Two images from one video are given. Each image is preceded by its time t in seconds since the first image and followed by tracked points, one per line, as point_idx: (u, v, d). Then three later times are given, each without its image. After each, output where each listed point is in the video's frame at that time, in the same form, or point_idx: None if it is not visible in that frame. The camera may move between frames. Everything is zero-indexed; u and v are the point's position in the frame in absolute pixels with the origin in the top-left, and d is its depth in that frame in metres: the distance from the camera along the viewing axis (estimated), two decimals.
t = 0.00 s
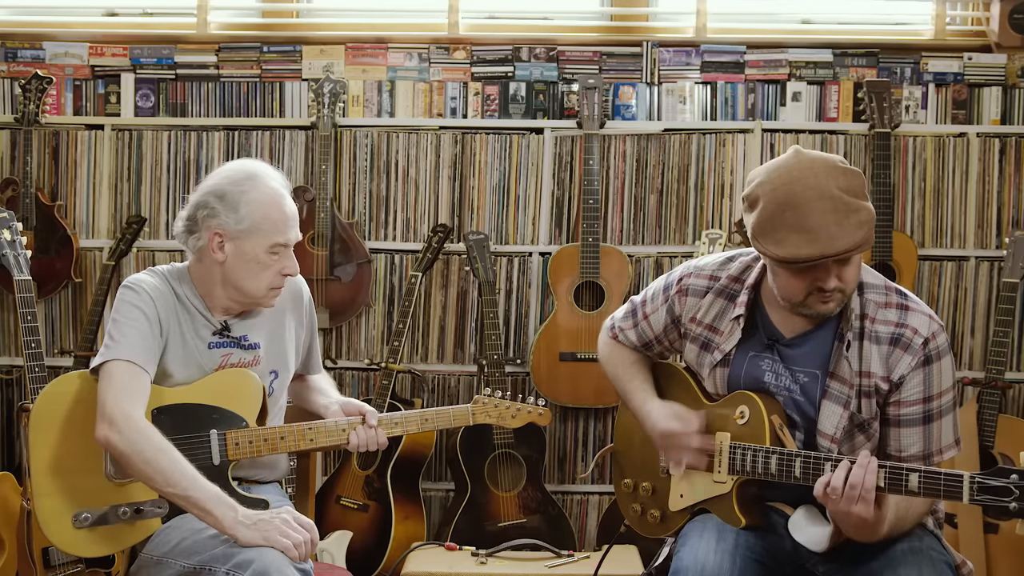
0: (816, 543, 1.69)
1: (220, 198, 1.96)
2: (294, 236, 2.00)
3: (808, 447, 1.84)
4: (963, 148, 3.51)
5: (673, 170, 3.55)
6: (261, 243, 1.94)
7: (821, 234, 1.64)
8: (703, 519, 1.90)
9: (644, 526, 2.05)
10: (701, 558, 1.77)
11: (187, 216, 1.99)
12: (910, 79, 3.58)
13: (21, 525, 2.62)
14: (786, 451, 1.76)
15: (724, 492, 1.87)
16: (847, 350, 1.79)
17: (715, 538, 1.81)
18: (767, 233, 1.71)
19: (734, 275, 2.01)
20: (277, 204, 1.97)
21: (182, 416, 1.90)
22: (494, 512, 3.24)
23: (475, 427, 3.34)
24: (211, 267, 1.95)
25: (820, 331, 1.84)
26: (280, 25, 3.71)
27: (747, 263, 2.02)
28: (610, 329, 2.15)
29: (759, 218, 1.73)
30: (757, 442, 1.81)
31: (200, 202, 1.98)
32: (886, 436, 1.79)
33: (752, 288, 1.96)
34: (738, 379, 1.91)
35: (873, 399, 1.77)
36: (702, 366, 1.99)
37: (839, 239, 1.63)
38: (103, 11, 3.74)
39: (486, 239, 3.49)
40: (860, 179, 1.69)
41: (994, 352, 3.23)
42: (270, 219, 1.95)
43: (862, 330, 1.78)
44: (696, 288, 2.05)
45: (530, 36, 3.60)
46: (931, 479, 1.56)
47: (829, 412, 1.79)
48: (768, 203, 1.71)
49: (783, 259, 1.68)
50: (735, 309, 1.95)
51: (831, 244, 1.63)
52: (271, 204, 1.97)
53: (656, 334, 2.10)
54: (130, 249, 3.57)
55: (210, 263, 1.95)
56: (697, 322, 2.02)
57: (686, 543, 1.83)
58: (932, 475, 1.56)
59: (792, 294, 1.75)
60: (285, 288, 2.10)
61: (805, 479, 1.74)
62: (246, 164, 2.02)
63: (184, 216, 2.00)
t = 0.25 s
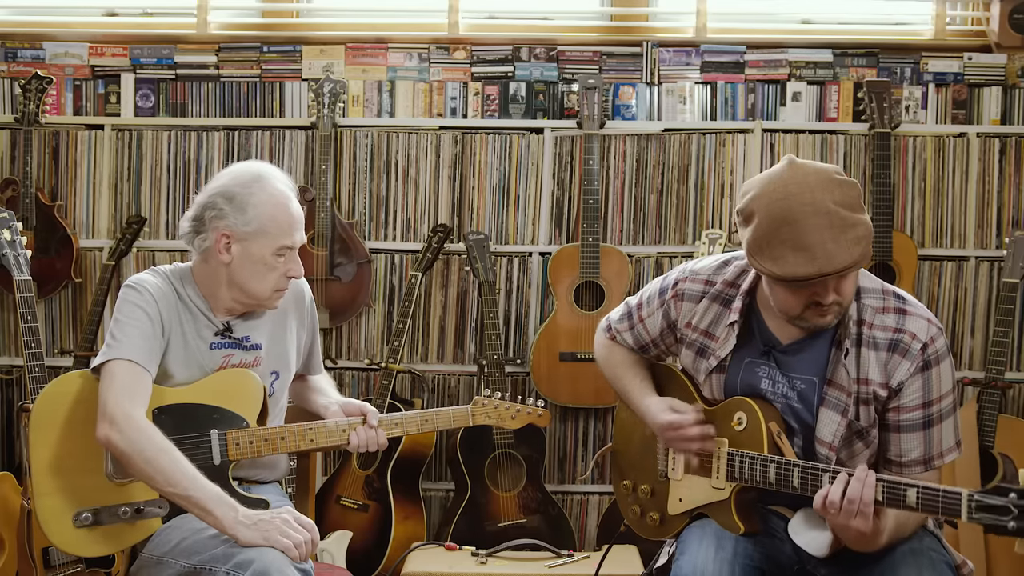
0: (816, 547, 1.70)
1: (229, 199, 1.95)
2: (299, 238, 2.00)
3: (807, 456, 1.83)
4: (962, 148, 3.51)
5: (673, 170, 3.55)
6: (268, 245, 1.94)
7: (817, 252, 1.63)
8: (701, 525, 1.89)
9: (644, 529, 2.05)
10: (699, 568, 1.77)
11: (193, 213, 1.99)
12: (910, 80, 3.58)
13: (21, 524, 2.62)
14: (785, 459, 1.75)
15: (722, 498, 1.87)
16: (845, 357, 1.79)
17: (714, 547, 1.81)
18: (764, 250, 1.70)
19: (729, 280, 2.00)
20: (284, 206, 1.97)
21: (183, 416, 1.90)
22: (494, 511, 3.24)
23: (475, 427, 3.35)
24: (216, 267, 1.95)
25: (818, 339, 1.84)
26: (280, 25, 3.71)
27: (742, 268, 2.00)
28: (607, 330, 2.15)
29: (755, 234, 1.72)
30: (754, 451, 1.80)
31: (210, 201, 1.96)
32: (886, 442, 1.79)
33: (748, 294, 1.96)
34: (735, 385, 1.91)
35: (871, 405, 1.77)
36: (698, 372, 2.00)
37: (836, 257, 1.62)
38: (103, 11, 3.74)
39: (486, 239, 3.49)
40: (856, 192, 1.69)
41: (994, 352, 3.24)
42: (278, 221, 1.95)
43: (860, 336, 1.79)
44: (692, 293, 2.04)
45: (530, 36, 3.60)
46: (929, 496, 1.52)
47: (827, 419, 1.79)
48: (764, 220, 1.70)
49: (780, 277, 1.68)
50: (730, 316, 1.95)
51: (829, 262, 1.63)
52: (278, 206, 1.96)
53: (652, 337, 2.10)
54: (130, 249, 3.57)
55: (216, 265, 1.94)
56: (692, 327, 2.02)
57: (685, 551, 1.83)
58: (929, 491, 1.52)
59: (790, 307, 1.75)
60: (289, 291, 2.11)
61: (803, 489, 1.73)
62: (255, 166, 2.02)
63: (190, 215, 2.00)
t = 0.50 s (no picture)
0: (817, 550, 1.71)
1: (231, 200, 1.95)
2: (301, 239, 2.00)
3: (806, 457, 1.84)
4: (962, 148, 3.51)
5: (673, 170, 3.55)
6: (268, 246, 1.94)
7: (817, 259, 1.63)
8: (700, 527, 1.89)
9: (643, 530, 2.05)
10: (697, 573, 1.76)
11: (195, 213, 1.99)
12: (910, 79, 3.58)
13: (21, 524, 2.62)
14: (783, 463, 1.75)
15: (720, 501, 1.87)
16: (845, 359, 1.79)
17: (712, 550, 1.81)
18: (764, 256, 1.70)
19: (728, 282, 2.00)
20: (286, 207, 1.96)
21: (182, 416, 1.90)
22: (494, 511, 3.24)
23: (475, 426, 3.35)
24: (217, 266, 1.94)
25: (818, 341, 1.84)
26: (280, 25, 3.71)
27: (741, 270, 2.00)
28: (603, 332, 2.15)
29: (755, 238, 1.72)
30: (752, 454, 1.80)
31: (210, 201, 1.96)
32: (886, 444, 1.79)
33: (747, 295, 1.96)
34: (733, 387, 1.91)
35: (871, 408, 1.77)
36: (697, 373, 2.00)
37: (836, 263, 1.62)
38: (103, 11, 3.74)
39: (486, 239, 3.49)
40: (856, 196, 1.68)
41: (994, 352, 3.24)
42: (279, 222, 1.95)
43: (860, 338, 1.78)
44: (691, 293, 2.04)
45: (530, 36, 3.61)
46: (927, 499, 1.52)
47: (827, 422, 1.79)
48: (764, 225, 1.70)
49: (780, 283, 1.68)
50: (729, 317, 1.95)
51: (829, 269, 1.63)
52: (280, 206, 1.96)
53: (650, 338, 2.10)
54: (130, 249, 3.57)
55: (217, 264, 1.94)
56: (691, 329, 2.01)
57: (683, 555, 1.83)
58: (927, 494, 1.52)
59: (790, 313, 1.75)
60: (290, 293, 2.11)
61: (801, 492, 1.73)
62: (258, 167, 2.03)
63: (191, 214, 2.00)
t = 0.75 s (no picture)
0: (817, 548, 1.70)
1: (234, 200, 1.95)
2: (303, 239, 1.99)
3: (804, 456, 1.83)
4: (963, 148, 3.51)
5: (673, 170, 3.55)
6: (270, 247, 1.94)
7: (818, 251, 1.64)
8: (699, 526, 1.90)
9: (644, 531, 2.04)
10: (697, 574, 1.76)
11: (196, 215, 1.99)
12: (910, 80, 3.58)
13: (21, 524, 2.61)
14: (783, 462, 1.76)
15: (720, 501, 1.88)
16: (845, 359, 1.79)
17: (712, 549, 1.81)
18: (764, 248, 1.70)
19: (728, 282, 2.00)
20: (287, 208, 1.96)
21: (182, 417, 1.90)
22: (494, 511, 3.24)
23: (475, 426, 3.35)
24: (218, 266, 1.95)
25: (817, 340, 1.84)
26: (280, 25, 3.71)
27: (741, 269, 2.00)
28: (603, 334, 2.15)
29: (757, 230, 1.72)
30: (752, 452, 1.81)
31: (212, 202, 1.96)
32: (886, 444, 1.79)
33: (747, 295, 1.96)
34: (733, 387, 1.91)
35: (872, 408, 1.77)
36: (696, 372, 1.99)
37: (837, 257, 1.63)
38: (103, 11, 3.74)
39: (486, 240, 3.49)
40: (858, 192, 1.69)
41: (994, 352, 3.24)
42: (281, 223, 1.94)
43: (860, 338, 1.78)
44: (691, 293, 2.04)
45: (530, 36, 3.60)
46: (926, 496, 1.55)
47: (827, 422, 1.79)
48: (765, 217, 1.70)
49: (779, 275, 1.68)
50: (729, 316, 1.95)
51: (829, 261, 1.63)
52: (281, 208, 1.95)
53: (650, 339, 2.10)
54: (130, 249, 3.57)
55: (218, 266, 1.94)
56: (691, 328, 2.01)
57: (683, 555, 1.83)
58: (927, 491, 1.55)
59: (789, 306, 1.75)
60: (290, 293, 2.12)
61: (800, 491, 1.74)
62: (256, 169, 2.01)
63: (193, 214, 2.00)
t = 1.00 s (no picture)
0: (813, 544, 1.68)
1: (234, 201, 1.95)
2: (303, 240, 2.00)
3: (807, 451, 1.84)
4: (963, 148, 3.51)
5: (673, 170, 3.55)
6: (270, 248, 1.94)
7: (820, 241, 1.64)
8: (702, 521, 1.90)
9: (644, 529, 2.04)
10: (698, 562, 1.77)
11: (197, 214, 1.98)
12: (910, 80, 3.58)
13: (22, 524, 2.61)
14: (784, 454, 1.75)
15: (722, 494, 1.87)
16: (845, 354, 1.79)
17: (713, 541, 1.81)
18: (766, 238, 1.70)
19: (730, 278, 2.01)
20: (288, 209, 1.96)
21: (182, 417, 1.90)
22: (494, 511, 3.24)
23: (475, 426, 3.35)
24: (218, 267, 1.94)
25: (818, 335, 1.85)
26: (280, 25, 3.71)
27: (744, 265, 2.01)
28: (606, 332, 2.15)
29: (759, 221, 1.72)
30: (754, 447, 1.80)
31: (212, 203, 1.96)
32: (886, 440, 1.79)
33: (750, 290, 1.96)
34: (734, 382, 1.91)
35: (872, 403, 1.77)
36: (698, 368, 2.00)
37: (839, 246, 1.63)
38: (103, 11, 3.74)
39: (486, 240, 3.49)
40: (860, 185, 1.70)
41: (994, 352, 3.23)
42: (281, 223, 1.94)
43: (861, 333, 1.79)
44: (693, 290, 2.05)
45: (530, 36, 3.60)
46: (928, 485, 1.51)
47: (827, 416, 1.79)
48: (767, 207, 1.71)
49: (781, 265, 1.68)
50: (732, 311, 1.95)
51: (831, 250, 1.63)
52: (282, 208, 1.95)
53: (653, 336, 2.10)
54: (130, 249, 3.57)
55: (218, 266, 1.94)
56: (693, 324, 2.02)
57: (684, 547, 1.83)
58: (928, 480, 1.51)
59: (789, 298, 1.75)
60: (290, 294, 2.11)
61: (802, 484, 1.72)
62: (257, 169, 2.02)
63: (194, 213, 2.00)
